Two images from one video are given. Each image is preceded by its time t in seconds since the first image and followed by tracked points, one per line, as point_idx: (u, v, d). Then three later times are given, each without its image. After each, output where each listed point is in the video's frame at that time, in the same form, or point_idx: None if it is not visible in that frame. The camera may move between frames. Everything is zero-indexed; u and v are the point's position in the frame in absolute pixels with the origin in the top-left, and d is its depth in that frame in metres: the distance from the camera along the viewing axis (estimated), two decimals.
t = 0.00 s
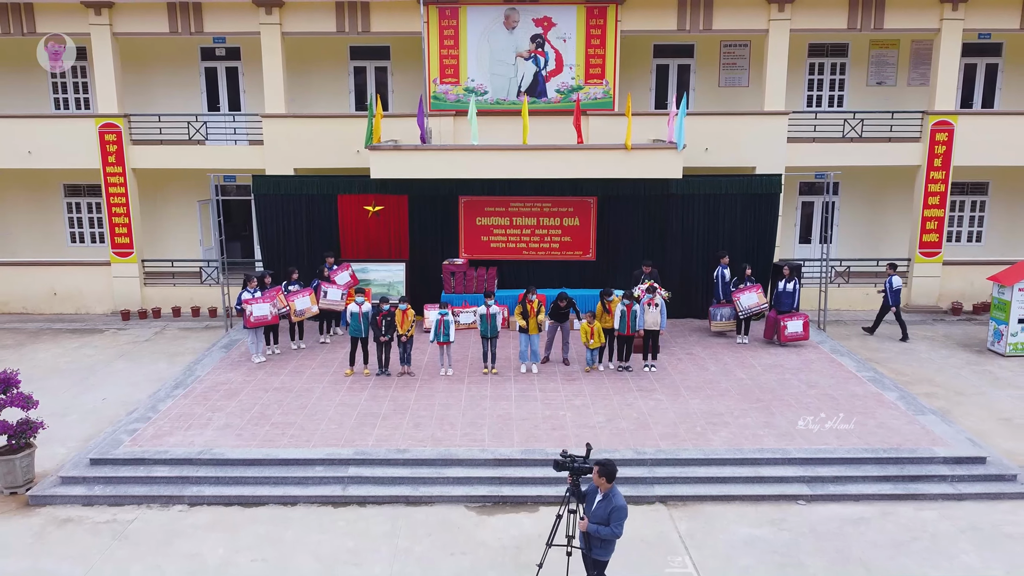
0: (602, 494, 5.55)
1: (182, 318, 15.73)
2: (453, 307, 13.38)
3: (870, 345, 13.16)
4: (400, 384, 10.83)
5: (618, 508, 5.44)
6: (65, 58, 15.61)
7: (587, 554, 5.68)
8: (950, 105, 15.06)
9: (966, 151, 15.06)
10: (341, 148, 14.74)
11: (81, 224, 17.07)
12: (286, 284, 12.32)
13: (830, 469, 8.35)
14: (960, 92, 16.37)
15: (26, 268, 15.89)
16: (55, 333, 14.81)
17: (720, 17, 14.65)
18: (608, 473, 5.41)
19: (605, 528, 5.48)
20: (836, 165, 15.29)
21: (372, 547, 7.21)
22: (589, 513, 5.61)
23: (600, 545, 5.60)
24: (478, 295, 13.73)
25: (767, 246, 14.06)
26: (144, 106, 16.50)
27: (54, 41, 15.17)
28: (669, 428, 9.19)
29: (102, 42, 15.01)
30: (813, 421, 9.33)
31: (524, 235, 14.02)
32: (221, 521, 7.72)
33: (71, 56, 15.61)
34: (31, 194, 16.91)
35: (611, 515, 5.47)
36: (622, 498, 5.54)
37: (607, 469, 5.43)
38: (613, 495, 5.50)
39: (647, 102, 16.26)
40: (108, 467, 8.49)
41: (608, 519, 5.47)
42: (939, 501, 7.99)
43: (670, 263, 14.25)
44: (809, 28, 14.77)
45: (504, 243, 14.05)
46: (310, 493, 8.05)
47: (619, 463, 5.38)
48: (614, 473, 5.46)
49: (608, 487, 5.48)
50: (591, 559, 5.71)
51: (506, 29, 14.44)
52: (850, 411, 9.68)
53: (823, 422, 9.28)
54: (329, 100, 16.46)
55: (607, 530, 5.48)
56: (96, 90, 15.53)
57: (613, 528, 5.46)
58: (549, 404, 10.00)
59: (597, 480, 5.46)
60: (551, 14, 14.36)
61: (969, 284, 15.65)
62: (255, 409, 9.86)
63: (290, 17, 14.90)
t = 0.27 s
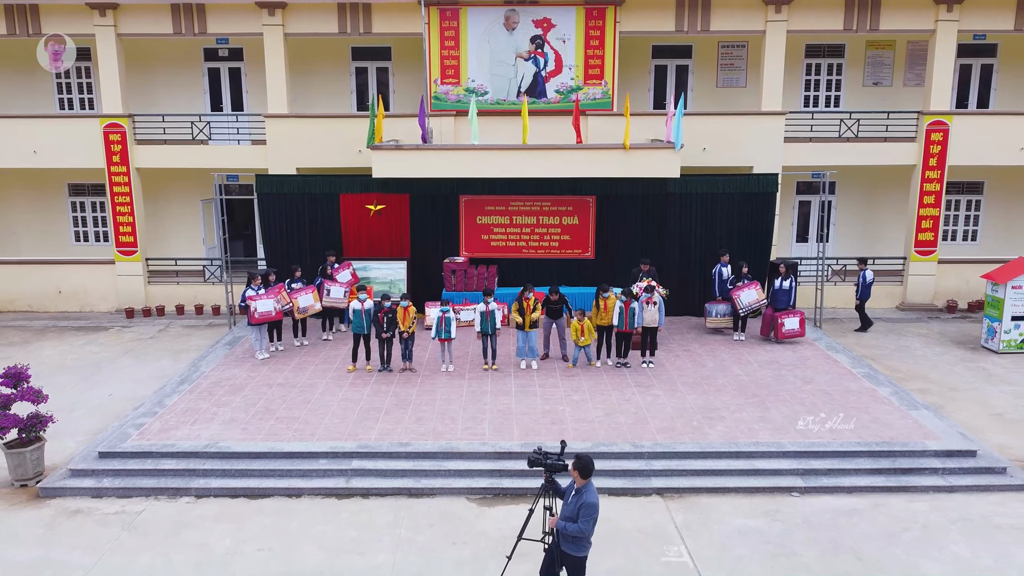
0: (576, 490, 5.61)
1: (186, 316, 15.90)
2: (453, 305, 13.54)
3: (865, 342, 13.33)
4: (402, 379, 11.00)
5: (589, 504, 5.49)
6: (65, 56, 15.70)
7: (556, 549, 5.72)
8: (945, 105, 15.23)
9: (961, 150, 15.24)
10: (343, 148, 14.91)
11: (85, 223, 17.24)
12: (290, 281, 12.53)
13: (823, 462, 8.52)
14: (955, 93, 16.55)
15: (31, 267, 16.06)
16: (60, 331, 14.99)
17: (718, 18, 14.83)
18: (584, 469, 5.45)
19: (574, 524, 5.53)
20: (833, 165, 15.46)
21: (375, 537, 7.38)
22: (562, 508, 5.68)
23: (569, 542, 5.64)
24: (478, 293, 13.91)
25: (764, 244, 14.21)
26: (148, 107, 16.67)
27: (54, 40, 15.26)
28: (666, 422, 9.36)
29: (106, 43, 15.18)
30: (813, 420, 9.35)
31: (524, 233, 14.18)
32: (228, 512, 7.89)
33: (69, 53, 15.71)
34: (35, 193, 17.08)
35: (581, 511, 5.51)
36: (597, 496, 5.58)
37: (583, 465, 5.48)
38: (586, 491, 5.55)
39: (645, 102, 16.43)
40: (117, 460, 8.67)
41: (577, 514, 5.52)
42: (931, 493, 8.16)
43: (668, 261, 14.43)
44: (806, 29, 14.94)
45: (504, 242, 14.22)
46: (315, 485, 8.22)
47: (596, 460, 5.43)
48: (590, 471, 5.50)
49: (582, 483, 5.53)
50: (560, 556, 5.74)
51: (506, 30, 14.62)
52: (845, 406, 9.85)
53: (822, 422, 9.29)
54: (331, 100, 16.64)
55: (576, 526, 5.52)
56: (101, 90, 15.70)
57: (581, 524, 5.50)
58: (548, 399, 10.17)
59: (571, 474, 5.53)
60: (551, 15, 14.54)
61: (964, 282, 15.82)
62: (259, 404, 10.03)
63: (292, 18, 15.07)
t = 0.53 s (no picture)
0: (549, 487, 5.73)
1: (190, 313, 16.10)
2: (454, 302, 13.75)
3: (860, 339, 13.54)
4: (404, 375, 11.22)
5: (558, 501, 5.59)
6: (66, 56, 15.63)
7: (528, 546, 5.82)
8: (939, 105, 15.44)
9: (955, 150, 15.45)
10: (346, 147, 15.11)
11: (90, 222, 17.44)
12: (293, 279, 12.76)
13: (816, 453, 8.73)
14: (949, 93, 16.76)
15: (37, 265, 16.27)
16: (66, 328, 15.19)
17: (715, 20, 15.04)
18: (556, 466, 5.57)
19: (543, 521, 5.63)
20: (829, 164, 15.67)
21: (379, 525, 7.59)
22: (535, 506, 5.79)
23: (540, 540, 5.73)
24: (478, 291, 14.10)
25: (761, 243, 14.39)
26: (152, 107, 16.87)
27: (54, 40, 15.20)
28: (663, 416, 9.57)
29: (112, 44, 15.39)
30: (814, 422, 9.35)
31: (524, 232, 14.37)
32: (235, 502, 8.11)
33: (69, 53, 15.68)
34: (41, 192, 17.28)
35: (550, 508, 5.63)
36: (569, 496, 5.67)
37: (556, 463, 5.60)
38: (558, 488, 5.67)
39: (644, 102, 16.65)
40: (126, 452, 8.89)
41: (547, 511, 5.62)
42: (920, 484, 8.37)
43: (666, 260, 14.63)
44: (802, 30, 15.15)
45: (504, 240, 14.40)
46: (320, 476, 8.43)
47: (567, 458, 5.54)
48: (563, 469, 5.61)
49: (554, 481, 5.65)
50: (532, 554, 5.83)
51: (507, 32, 14.83)
52: (838, 400, 10.06)
53: (823, 423, 9.30)
54: (333, 100, 16.84)
55: (545, 522, 5.62)
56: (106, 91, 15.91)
57: (549, 521, 5.60)
58: (548, 393, 10.38)
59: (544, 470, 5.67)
60: (550, 17, 14.76)
61: (958, 280, 16.03)
62: (265, 398, 10.25)
63: (295, 19, 15.27)
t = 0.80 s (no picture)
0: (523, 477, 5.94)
1: (194, 310, 16.34)
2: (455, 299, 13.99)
3: (854, 335, 13.78)
4: (406, 369, 11.46)
5: (529, 489, 5.80)
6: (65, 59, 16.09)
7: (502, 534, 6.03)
8: (933, 105, 15.68)
9: (948, 150, 15.68)
10: (348, 147, 15.35)
11: (96, 220, 17.68)
12: (297, 276, 12.94)
13: (808, 445, 8.98)
14: (943, 94, 17.00)
15: (44, 263, 16.50)
16: (73, 324, 15.44)
17: (712, 21, 15.28)
18: (531, 455, 5.80)
19: (514, 509, 5.84)
20: (824, 164, 15.91)
21: (383, 513, 7.83)
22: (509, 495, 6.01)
23: (512, 527, 5.94)
24: (478, 288, 14.39)
25: (757, 240, 14.62)
26: (157, 107, 17.11)
27: (53, 39, 15.67)
28: (659, 409, 9.81)
29: (118, 45, 15.64)
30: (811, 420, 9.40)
31: (524, 230, 14.61)
32: (243, 491, 8.35)
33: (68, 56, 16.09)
34: (47, 191, 17.51)
35: (521, 496, 5.83)
36: (542, 487, 5.86)
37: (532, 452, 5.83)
38: (531, 478, 5.87)
39: (642, 103, 16.89)
40: (136, 443, 9.14)
41: (518, 499, 5.83)
42: (909, 474, 8.61)
43: (663, 257, 14.87)
44: (797, 32, 15.38)
45: (504, 238, 14.63)
46: (325, 466, 8.68)
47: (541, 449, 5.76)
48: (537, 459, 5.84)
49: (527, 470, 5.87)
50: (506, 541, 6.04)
51: (507, 33, 15.06)
52: (831, 394, 10.30)
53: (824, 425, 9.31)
54: (335, 101, 17.08)
55: (515, 510, 5.83)
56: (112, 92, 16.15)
57: (519, 509, 5.80)
58: (547, 387, 10.63)
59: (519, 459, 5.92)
60: (549, 19, 15.00)
61: (952, 277, 16.27)
62: (270, 392, 10.50)
63: (298, 21, 15.51)
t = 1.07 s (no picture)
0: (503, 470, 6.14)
1: (200, 307, 16.60)
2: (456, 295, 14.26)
3: (848, 331, 14.05)
4: (409, 363, 11.73)
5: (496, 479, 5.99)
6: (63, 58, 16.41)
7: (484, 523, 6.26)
8: (926, 106, 15.94)
9: (941, 149, 15.95)
10: (351, 147, 15.61)
11: (102, 219, 17.95)
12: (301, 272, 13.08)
13: (799, 435, 9.24)
14: (937, 94, 17.26)
15: (51, 261, 16.76)
16: (81, 321, 15.71)
17: (708, 23, 15.54)
18: (506, 447, 6.01)
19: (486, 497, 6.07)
20: (819, 163, 16.17)
21: (387, 500, 8.10)
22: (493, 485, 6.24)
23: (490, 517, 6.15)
24: (479, 285, 14.74)
25: (753, 238, 14.88)
26: (163, 107, 17.37)
27: (53, 39, 15.90)
28: (655, 401, 10.07)
29: (124, 46, 15.90)
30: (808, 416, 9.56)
31: (524, 228, 14.88)
32: (251, 479, 8.61)
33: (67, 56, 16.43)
34: (53, 190, 17.77)
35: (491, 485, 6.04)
36: (510, 481, 5.97)
37: (509, 446, 6.02)
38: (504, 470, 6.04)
39: (640, 103, 17.16)
40: (147, 434, 9.41)
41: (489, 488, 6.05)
42: (898, 463, 8.87)
43: (661, 255, 15.14)
44: (792, 33, 15.65)
45: (504, 236, 14.92)
46: (330, 456, 8.94)
47: (511, 443, 5.92)
48: (511, 454, 6.00)
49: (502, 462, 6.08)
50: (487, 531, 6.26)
51: (507, 34, 15.33)
52: (823, 387, 10.57)
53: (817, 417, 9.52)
54: (338, 101, 17.34)
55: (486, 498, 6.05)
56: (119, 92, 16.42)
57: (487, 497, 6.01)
58: (546, 380, 10.90)
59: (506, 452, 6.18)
60: (549, 20, 15.26)
61: (945, 275, 16.52)
62: (276, 385, 10.77)
63: (302, 23, 15.77)
